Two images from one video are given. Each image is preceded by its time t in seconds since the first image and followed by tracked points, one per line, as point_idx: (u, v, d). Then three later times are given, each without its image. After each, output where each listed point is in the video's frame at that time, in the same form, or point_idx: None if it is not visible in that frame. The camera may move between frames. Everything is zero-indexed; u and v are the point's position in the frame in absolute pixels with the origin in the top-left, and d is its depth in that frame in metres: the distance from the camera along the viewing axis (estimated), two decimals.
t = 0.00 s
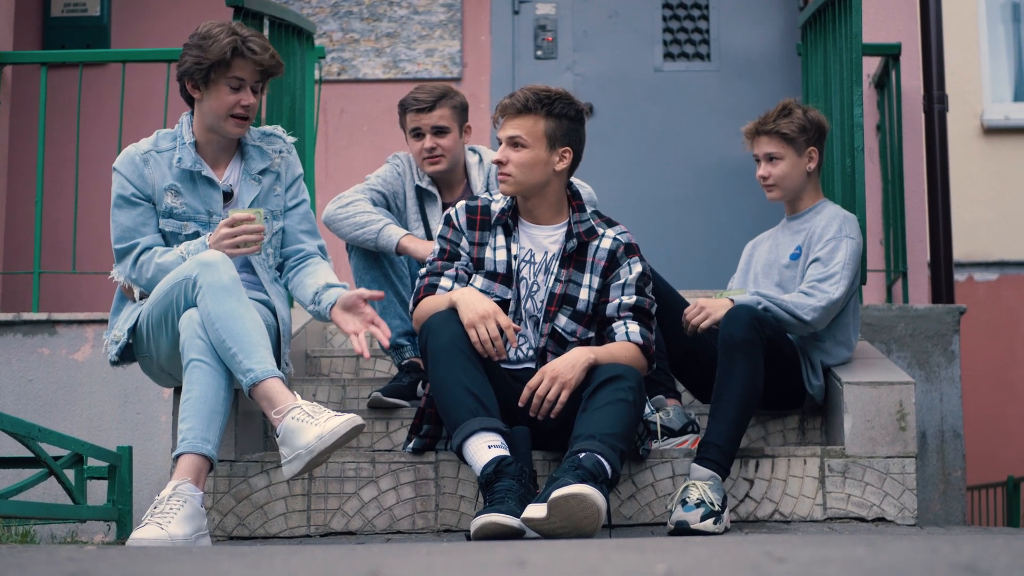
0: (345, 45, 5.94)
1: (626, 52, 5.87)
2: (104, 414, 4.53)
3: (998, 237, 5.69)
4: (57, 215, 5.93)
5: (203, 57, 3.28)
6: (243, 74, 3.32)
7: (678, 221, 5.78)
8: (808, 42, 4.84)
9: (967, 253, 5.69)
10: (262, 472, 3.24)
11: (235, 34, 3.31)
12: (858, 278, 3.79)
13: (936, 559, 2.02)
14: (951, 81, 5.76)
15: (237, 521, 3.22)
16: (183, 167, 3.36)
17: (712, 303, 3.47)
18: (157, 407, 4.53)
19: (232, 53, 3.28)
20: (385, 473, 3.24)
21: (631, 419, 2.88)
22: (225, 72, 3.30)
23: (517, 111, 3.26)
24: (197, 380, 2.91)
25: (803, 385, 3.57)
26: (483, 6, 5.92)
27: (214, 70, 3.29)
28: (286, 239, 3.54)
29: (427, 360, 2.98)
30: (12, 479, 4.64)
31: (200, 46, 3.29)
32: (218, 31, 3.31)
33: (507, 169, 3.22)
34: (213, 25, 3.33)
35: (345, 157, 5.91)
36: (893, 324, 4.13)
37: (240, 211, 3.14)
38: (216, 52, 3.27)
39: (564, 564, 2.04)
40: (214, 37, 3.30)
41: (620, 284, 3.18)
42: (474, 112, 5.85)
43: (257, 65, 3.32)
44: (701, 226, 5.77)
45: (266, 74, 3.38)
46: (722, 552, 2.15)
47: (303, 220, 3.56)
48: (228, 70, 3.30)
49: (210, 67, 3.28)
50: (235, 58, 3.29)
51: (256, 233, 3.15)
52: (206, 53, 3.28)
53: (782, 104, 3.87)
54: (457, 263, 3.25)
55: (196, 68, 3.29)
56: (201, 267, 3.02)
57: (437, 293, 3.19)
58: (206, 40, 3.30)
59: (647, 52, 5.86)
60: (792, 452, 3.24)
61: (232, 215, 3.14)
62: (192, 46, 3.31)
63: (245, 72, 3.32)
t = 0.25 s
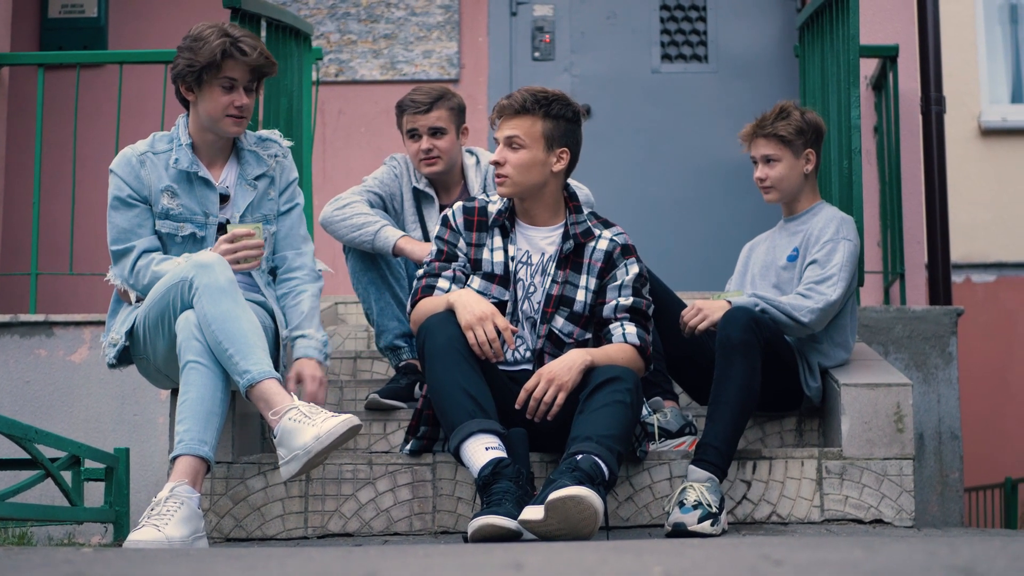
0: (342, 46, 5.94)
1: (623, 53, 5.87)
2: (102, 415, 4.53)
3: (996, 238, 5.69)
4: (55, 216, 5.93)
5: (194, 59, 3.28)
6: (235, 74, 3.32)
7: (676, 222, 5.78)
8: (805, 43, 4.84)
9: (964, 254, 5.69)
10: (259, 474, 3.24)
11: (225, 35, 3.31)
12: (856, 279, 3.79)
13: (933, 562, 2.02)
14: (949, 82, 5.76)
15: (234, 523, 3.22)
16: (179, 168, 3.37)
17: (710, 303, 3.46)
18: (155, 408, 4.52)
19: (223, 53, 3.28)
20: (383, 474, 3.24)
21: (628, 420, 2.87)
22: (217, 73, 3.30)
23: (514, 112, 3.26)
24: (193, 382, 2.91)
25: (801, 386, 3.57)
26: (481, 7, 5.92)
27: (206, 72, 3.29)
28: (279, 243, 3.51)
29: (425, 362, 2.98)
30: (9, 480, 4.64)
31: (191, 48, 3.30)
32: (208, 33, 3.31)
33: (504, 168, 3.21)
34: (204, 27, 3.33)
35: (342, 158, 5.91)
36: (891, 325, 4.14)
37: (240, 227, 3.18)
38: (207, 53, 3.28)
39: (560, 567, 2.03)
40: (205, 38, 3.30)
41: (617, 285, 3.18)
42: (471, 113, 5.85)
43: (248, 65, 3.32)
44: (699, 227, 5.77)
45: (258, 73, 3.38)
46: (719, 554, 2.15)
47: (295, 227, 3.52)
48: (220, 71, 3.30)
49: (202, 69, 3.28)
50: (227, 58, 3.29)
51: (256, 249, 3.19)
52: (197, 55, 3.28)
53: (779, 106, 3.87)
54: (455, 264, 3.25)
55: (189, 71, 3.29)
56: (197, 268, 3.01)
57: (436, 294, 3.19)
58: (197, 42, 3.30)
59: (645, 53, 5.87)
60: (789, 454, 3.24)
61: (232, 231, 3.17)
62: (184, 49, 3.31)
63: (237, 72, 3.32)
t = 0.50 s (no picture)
0: (341, 45, 5.94)
1: (622, 52, 5.87)
2: (100, 414, 4.53)
3: (995, 237, 5.69)
4: (53, 215, 5.93)
5: (192, 57, 3.29)
6: (233, 73, 3.32)
7: (675, 221, 5.78)
8: (804, 41, 4.84)
9: (964, 253, 5.69)
10: (258, 473, 3.24)
11: (224, 33, 3.32)
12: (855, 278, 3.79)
13: (933, 560, 2.02)
14: (948, 81, 5.76)
15: (233, 522, 3.22)
16: (177, 166, 3.37)
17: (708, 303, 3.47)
18: (154, 407, 4.53)
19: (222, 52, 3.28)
20: (382, 473, 3.24)
21: (628, 419, 2.87)
22: (215, 71, 3.30)
23: (511, 105, 3.28)
24: (193, 381, 2.91)
25: (799, 384, 3.57)
26: (480, 6, 5.92)
27: (204, 70, 3.29)
28: (278, 244, 3.53)
29: (425, 361, 2.98)
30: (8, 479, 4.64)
31: (190, 45, 3.30)
32: (207, 31, 3.31)
33: (498, 160, 3.23)
34: (203, 25, 3.33)
35: (341, 156, 5.90)
36: (889, 324, 4.14)
37: (235, 229, 3.16)
38: (205, 51, 3.28)
39: (560, 565, 2.03)
40: (203, 36, 3.30)
41: (612, 281, 3.17)
42: (470, 112, 5.85)
43: (246, 64, 3.32)
44: (698, 226, 5.77)
45: (256, 72, 3.38)
46: (718, 552, 2.15)
47: (294, 229, 3.54)
48: (218, 70, 3.30)
49: (200, 67, 3.28)
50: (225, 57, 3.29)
51: (252, 250, 3.18)
52: (195, 53, 3.28)
53: (779, 105, 3.87)
54: (456, 258, 3.24)
55: (186, 69, 3.29)
56: (196, 267, 3.01)
57: (437, 288, 3.20)
58: (195, 40, 3.30)
59: (644, 52, 5.87)
60: (788, 452, 3.24)
61: (227, 234, 3.15)
62: (182, 47, 3.32)
63: (235, 70, 3.32)
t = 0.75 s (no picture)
0: (341, 45, 5.94)
1: (622, 52, 5.87)
2: (100, 415, 4.53)
3: (995, 238, 5.69)
4: (53, 215, 5.92)
5: (194, 59, 3.28)
6: (235, 75, 3.32)
7: (675, 221, 5.78)
8: (804, 42, 4.84)
9: (963, 254, 5.69)
10: (258, 473, 3.24)
11: (225, 36, 3.31)
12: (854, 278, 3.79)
13: (933, 561, 2.01)
14: (947, 82, 5.77)
15: (233, 522, 3.22)
16: (176, 168, 3.37)
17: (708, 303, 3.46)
18: (153, 407, 4.53)
19: (225, 54, 3.28)
20: (381, 473, 3.23)
21: (627, 419, 2.87)
22: (218, 73, 3.30)
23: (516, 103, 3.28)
24: (192, 381, 2.91)
25: (799, 385, 3.57)
26: (479, 6, 5.92)
27: (206, 72, 3.29)
28: (278, 245, 3.52)
29: (423, 362, 2.98)
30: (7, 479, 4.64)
31: (193, 48, 3.29)
32: (208, 33, 3.30)
33: (499, 156, 3.23)
34: (203, 27, 3.33)
35: (341, 157, 5.90)
36: (889, 325, 4.14)
37: (233, 233, 3.20)
38: (209, 54, 3.27)
39: (560, 565, 2.03)
40: (205, 38, 3.29)
41: (609, 278, 3.17)
42: (470, 113, 5.85)
43: (249, 66, 3.32)
44: (698, 227, 5.78)
45: (258, 73, 3.38)
46: (718, 553, 2.15)
47: (294, 230, 3.54)
48: (221, 71, 3.30)
49: (203, 69, 3.28)
50: (228, 59, 3.29)
51: (248, 254, 3.19)
52: (198, 55, 3.27)
53: (778, 106, 3.87)
54: (451, 262, 3.24)
55: (188, 71, 3.29)
56: (195, 267, 3.01)
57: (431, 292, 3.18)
58: (197, 42, 3.29)
59: (644, 52, 5.87)
60: (788, 453, 3.24)
61: (225, 237, 3.18)
62: (183, 49, 3.30)
63: (237, 72, 3.32)
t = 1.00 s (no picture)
0: (339, 46, 5.94)
1: (620, 53, 5.87)
2: (98, 415, 4.53)
3: (992, 238, 5.70)
4: (50, 216, 5.92)
5: (194, 60, 3.28)
6: (235, 76, 3.33)
7: (673, 221, 5.78)
8: (802, 42, 4.85)
9: (961, 254, 5.70)
10: (255, 473, 3.24)
11: (224, 36, 3.31)
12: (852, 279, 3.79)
13: (931, 560, 2.01)
14: (944, 82, 5.77)
15: (231, 522, 3.22)
16: (173, 168, 3.36)
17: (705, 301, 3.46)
18: (151, 407, 4.53)
19: (225, 55, 3.28)
20: (379, 473, 3.23)
21: (624, 418, 2.87)
22: (217, 74, 3.30)
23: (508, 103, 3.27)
24: (189, 382, 2.91)
25: (798, 386, 3.56)
26: (477, 7, 5.92)
27: (206, 73, 3.29)
28: (275, 246, 3.52)
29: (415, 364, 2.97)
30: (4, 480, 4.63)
31: (191, 49, 3.29)
32: (207, 34, 3.31)
33: (492, 157, 3.22)
34: (202, 28, 3.33)
35: (338, 157, 5.90)
36: (887, 324, 4.14)
37: (229, 233, 3.19)
38: (209, 55, 3.27)
39: (558, 565, 2.03)
40: (204, 39, 3.29)
41: (606, 279, 3.16)
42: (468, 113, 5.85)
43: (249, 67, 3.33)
44: (695, 227, 5.78)
45: (256, 74, 3.39)
46: (716, 553, 2.14)
47: (290, 230, 3.54)
48: (221, 72, 3.30)
49: (202, 69, 3.28)
50: (227, 60, 3.29)
51: (245, 255, 3.19)
52: (198, 56, 3.27)
53: (775, 105, 3.87)
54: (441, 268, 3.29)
55: (187, 72, 3.29)
56: (192, 267, 3.01)
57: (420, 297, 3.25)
58: (196, 43, 3.30)
59: (641, 52, 5.87)
60: (786, 453, 3.24)
61: (221, 238, 3.18)
62: (182, 50, 3.30)
63: (237, 73, 3.33)
